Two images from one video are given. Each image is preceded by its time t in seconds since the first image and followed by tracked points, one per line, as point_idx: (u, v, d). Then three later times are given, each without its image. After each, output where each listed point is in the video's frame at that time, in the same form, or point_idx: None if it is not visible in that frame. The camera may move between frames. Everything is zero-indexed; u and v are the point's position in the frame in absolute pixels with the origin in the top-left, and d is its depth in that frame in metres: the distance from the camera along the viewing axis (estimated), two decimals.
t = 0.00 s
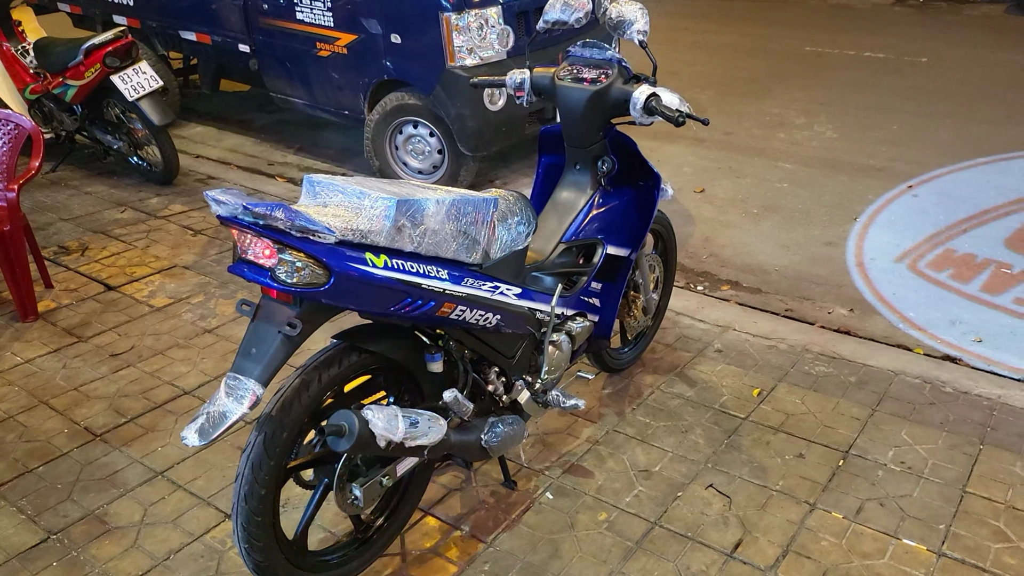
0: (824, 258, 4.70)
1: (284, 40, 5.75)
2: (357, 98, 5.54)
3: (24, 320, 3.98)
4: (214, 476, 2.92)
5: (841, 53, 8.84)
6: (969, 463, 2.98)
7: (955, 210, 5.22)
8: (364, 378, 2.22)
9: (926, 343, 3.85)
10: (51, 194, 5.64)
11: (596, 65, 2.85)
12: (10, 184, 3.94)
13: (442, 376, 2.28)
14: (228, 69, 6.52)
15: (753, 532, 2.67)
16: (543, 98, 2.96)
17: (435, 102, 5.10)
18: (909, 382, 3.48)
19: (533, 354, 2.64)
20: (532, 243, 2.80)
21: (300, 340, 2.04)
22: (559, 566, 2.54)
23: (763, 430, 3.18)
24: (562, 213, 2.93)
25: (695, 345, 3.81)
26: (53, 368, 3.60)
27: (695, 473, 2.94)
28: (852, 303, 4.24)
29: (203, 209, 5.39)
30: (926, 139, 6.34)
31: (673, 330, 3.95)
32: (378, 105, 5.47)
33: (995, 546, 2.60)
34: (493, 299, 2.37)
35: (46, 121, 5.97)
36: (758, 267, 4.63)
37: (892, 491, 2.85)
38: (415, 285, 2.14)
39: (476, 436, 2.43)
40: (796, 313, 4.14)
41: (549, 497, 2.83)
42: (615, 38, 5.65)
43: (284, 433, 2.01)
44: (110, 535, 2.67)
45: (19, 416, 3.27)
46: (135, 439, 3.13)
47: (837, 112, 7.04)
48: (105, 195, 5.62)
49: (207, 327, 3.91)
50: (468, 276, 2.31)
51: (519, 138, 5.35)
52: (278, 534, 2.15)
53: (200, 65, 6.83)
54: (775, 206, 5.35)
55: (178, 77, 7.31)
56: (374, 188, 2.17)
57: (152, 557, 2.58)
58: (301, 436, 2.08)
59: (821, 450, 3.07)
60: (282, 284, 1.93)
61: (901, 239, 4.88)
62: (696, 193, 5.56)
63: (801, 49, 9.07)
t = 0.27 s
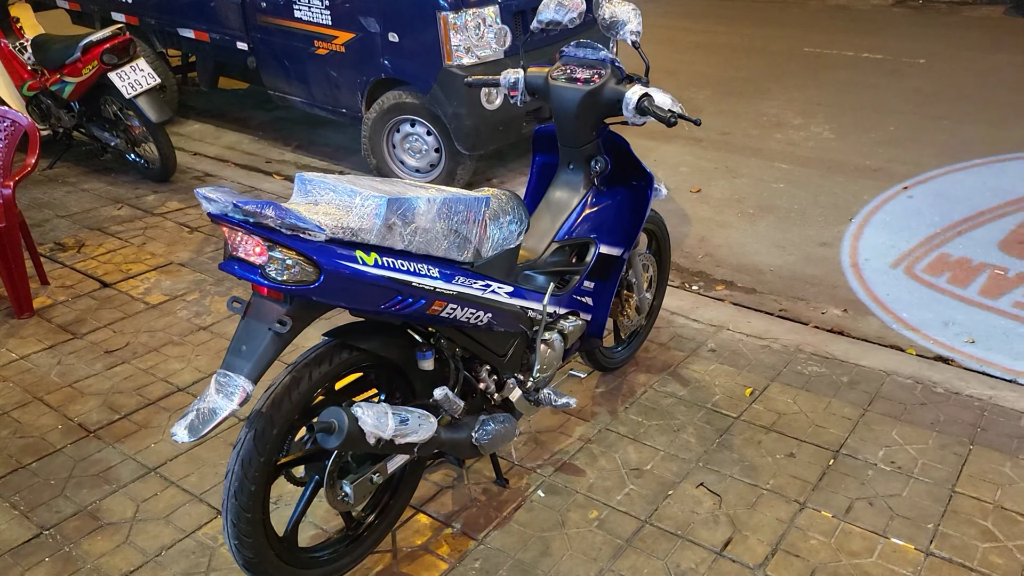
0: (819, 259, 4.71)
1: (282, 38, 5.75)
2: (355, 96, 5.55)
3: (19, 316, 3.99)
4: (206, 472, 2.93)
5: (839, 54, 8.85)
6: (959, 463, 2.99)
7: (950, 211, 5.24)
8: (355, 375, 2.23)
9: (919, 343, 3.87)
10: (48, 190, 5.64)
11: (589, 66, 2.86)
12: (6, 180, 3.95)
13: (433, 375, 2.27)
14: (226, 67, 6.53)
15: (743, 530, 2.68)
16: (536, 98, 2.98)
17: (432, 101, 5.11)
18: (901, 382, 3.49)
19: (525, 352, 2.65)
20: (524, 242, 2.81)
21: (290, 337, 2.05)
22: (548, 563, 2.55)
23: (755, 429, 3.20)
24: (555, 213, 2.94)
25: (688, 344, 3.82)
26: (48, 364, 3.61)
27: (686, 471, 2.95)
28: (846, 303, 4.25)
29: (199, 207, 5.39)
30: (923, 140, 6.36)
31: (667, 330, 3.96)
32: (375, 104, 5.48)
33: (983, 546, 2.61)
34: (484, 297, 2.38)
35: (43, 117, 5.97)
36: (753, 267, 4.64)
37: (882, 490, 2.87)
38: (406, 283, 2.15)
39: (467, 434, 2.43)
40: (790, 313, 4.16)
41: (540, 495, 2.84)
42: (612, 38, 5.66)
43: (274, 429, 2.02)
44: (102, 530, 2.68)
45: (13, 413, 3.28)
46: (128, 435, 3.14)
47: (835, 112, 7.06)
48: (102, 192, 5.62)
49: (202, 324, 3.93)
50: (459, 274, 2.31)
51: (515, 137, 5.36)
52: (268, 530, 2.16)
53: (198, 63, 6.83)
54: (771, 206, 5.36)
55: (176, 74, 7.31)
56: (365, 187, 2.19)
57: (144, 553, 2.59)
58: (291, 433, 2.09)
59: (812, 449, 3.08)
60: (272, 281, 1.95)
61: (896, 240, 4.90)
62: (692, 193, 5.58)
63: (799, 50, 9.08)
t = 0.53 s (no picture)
0: (811, 256, 4.73)
1: (276, 35, 5.75)
2: (349, 93, 5.55)
3: (12, 311, 3.99)
4: (199, 467, 2.94)
5: (833, 52, 8.88)
6: (948, 459, 3.02)
7: (942, 209, 5.26)
8: (346, 370, 2.24)
9: (909, 340, 3.89)
10: (41, 186, 5.64)
11: (580, 63, 2.87)
12: None
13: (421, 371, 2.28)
14: (221, 63, 6.53)
15: (732, 526, 2.70)
16: (528, 95, 2.98)
17: (426, 98, 5.12)
18: (891, 379, 3.52)
19: (516, 348, 2.66)
20: (515, 238, 2.83)
21: (280, 332, 2.06)
22: (539, 558, 2.57)
23: (745, 426, 3.21)
24: (546, 209, 2.95)
25: (680, 341, 3.84)
26: (41, 360, 3.61)
27: (677, 467, 2.97)
28: (837, 300, 4.27)
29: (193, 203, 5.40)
30: (915, 138, 6.39)
31: (659, 326, 3.98)
32: (369, 101, 5.48)
33: (970, 541, 2.64)
34: (475, 293, 2.39)
35: (37, 113, 5.96)
36: (745, 264, 4.66)
37: (871, 486, 2.89)
38: (396, 279, 2.16)
39: (457, 429, 2.45)
40: (782, 310, 4.18)
41: (531, 490, 2.86)
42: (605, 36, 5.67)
43: (265, 424, 2.03)
44: (95, 525, 2.69)
45: (5, 408, 3.29)
46: (121, 430, 3.14)
47: (828, 110, 7.08)
48: (96, 188, 5.62)
49: (195, 320, 3.93)
50: (449, 270, 2.32)
51: (509, 134, 5.37)
52: (258, 524, 2.17)
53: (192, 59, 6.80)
54: (764, 204, 5.38)
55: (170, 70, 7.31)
56: (356, 183, 2.19)
57: (136, 548, 2.60)
58: (282, 428, 2.10)
59: (802, 445, 3.10)
60: (262, 276, 1.94)
61: (888, 238, 4.92)
62: (685, 191, 5.59)
63: (794, 48, 9.10)
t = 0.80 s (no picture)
0: (814, 257, 4.73)
1: (280, 33, 5.75)
2: (352, 92, 5.55)
3: (15, 308, 3.99)
4: (201, 465, 2.94)
5: (836, 53, 8.87)
6: (950, 461, 3.02)
7: (945, 210, 5.26)
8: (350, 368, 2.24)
9: (912, 342, 3.89)
10: (44, 183, 5.65)
11: (584, 63, 2.87)
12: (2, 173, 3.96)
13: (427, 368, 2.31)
14: (224, 61, 6.53)
15: (734, 526, 2.70)
16: (532, 94, 2.98)
17: (429, 97, 5.12)
18: (893, 380, 3.51)
19: (518, 347, 2.67)
20: (519, 238, 2.83)
21: (285, 329, 2.06)
22: (541, 557, 2.57)
23: (747, 426, 3.21)
24: (549, 209, 2.95)
25: (682, 341, 3.84)
26: (44, 356, 3.61)
27: (679, 467, 2.97)
28: (840, 301, 4.27)
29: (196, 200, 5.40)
30: (918, 140, 6.38)
31: (661, 327, 3.98)
32: (372, 99, 5.48)
33: (972, 543, 2.64)
34: (478, 292, 2.39)
35: (40, 110, 5.97)
36: (748, 265, 4.66)
37: (873, 487, 2.88)
38: (400, 278, 2.16)
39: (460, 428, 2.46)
40: (784, 311, 4.17)
41: (533, 490, 2.86)
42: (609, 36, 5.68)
43: (268, 422, 2.04)
44: (97, 522, 2.69)
45: (8, 404, 3.29)
46: (124, 427, 3.15)
47: (831, 111, 7.08)
48: (99, 185, 5.63)
49: (198, 318, 3.94)
50: (453, 269, 2.32)
51: (512, 134, 5.37)
52: (262, 522, 2.18)
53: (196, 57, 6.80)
54: (766, 205, 5.37)
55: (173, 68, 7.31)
56: (360, 181, 2.19)
57: (139, 545, 2.60)
58: (286, 425, 2.11)
59: (804, 446, 3.10)
60: (267, 275, 1.95)
61: (891, 239, 4.92)
62: (688, 191, 5.59)
63: (797, 48, 9.09)
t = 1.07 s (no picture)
0: (819, 260, 4.72)
1: (285, 34, 5.76)
2: (357, 93, 5.56)
3: (20, 309, 4.00)
4: (206, 467, 2.94)
5: (841, 56, 8.86)
6: (955, 465, 3.01)
7: (950, 214, 5.25)
8: (356, 370, 2.23)
9: (917, 346, 3.87)
10: (50, 183, 5.65)
11: (591, 66, 2.87)
12: (8, 173, 3.98)
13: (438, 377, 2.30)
14: (229, 62, 6.54)
15: (739, 530, 2.69)
16: (538, 97, 2.99)
17: (434, 98, 5.12)
18: (899, 385, 3.50)
19: (525, 350, 2.65)
20: (525, 241, 2.83)
21: (291, 332, 2.06)
22: (546, 560, 2.56)
23: (752, 430, 3.21)
24: (555, 212, 2.95)
25: (687, 344, 3.83)
26: (49, 357, 3.62)
27: (684, 471, 2.97)
28: (845, 305, 4.26)
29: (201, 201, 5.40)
30: (923, 143, 6.37)
31: (666, 330, 3.97)
32: (377, 101, 5.48)
33: (978, 547, 2.63)
34: (484, 295, 2.39)
35: (46, 110, 5.98)
36: (753, 268, 4.65)
37: (878, 492, 2.88)
38: (407, 280, 2.16)
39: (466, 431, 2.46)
40: (789, 314, 4.16)
41: (538, 493, 2.86)
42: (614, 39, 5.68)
43: (274, 424, 2.04)
44: (102, 523, 2.69)
45: (13, 405, 3.29)
46: (129, 428, 3.15)
47: (836, 114, 7.07)
48: (104, 186, 5.64)
49: (203, 319, 3.94)
50: (459, 272, 2.32)
51: (517, 136, 5.37)
52: (267, 524, 2.18)
53: (201, 58, 6.82)
54: (771, 208, 5.37)
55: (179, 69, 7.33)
56: (367, 184, 2.19)
57: (143, 546, 2.60)
58: (292, 428, 2.11)
59: (810, 450, 3.09)
60: (274, 277, 1.95)
61: (896, 243, 4.91)
62: (693, 194, 5.58)
63: (802, 51, 9.09)
